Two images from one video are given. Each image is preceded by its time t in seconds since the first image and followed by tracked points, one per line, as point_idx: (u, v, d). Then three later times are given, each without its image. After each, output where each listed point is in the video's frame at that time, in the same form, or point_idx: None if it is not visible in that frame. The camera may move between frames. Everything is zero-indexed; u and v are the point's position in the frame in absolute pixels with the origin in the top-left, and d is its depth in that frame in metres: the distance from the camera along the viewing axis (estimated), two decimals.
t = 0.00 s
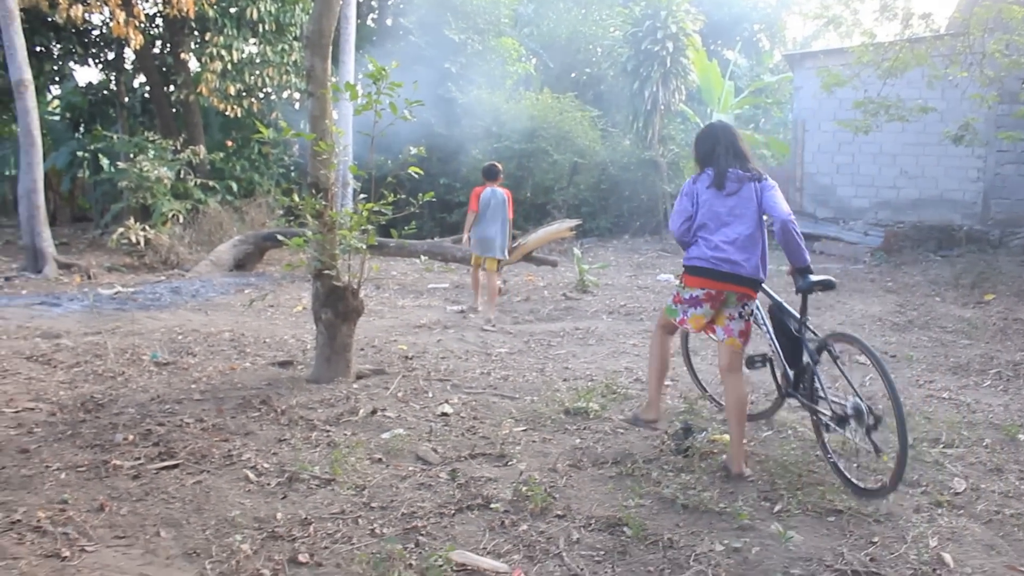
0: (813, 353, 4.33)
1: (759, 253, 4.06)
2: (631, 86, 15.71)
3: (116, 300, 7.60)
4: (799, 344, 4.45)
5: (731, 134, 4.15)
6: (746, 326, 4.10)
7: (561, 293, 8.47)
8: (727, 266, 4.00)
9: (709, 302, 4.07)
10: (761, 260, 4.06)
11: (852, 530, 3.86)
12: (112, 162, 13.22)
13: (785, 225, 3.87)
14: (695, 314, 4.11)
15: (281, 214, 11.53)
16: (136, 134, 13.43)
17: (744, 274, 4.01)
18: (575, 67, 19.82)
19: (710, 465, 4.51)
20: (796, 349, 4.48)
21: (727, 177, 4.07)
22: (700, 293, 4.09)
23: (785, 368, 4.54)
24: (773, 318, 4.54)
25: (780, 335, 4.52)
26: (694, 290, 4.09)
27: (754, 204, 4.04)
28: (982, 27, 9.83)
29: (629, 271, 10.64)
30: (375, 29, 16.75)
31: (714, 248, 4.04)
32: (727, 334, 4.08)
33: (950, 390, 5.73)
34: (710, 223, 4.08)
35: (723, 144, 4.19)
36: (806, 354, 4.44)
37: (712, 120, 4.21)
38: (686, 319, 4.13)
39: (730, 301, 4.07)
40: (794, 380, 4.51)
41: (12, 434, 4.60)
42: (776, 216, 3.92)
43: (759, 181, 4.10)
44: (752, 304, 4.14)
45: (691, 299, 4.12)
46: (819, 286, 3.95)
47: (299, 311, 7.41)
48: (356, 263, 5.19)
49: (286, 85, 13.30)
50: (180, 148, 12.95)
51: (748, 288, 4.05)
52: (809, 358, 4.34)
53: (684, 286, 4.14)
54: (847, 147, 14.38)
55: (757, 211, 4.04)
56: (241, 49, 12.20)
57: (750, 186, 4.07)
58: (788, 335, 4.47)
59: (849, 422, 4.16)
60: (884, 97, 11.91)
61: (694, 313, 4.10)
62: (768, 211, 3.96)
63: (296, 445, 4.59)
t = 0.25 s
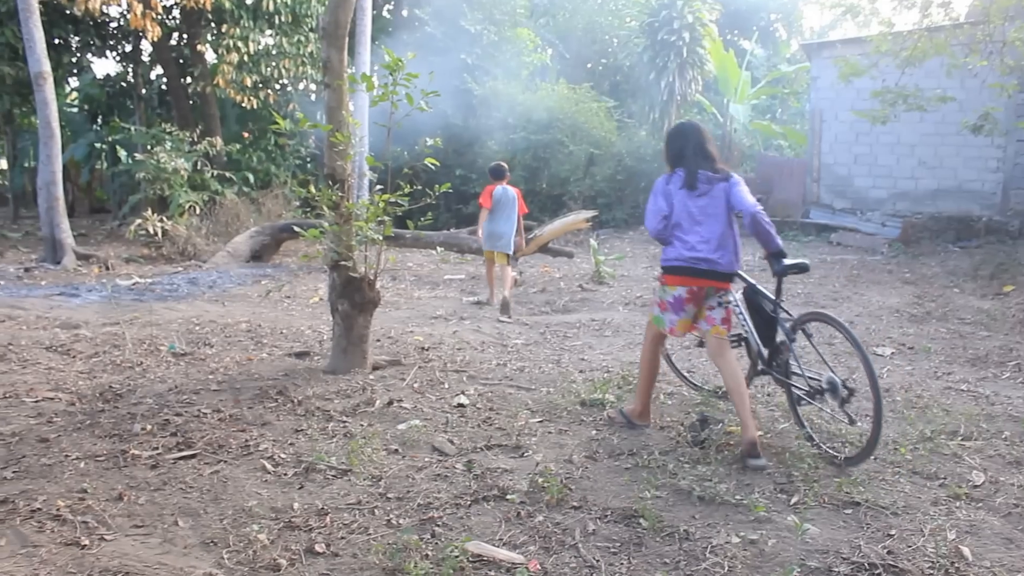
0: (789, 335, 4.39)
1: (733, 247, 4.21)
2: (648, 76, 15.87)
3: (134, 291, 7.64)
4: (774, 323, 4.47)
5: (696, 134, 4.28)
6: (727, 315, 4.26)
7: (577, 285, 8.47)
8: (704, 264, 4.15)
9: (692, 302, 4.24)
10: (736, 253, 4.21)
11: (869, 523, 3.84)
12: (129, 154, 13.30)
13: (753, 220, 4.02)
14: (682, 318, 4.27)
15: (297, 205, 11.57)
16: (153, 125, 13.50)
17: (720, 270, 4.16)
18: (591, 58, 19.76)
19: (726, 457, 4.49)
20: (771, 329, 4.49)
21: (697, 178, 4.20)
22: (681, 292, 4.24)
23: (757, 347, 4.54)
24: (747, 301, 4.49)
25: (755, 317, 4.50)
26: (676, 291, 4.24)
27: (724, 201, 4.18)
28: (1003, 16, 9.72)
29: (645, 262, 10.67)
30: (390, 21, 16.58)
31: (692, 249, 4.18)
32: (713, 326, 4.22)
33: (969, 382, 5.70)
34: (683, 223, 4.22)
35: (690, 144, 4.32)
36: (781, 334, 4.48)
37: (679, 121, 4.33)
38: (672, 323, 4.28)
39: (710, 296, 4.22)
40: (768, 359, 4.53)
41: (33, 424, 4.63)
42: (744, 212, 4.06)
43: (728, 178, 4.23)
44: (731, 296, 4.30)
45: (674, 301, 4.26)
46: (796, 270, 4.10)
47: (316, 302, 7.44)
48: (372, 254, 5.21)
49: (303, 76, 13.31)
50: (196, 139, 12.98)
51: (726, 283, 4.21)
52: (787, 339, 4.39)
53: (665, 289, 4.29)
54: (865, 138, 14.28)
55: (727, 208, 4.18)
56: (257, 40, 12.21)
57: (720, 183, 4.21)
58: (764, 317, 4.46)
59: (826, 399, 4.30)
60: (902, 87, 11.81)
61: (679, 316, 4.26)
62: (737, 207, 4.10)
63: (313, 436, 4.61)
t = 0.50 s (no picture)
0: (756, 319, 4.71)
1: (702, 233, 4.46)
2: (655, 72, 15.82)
3: (143, 289, 7.66)
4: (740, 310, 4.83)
5: (667, 124, 4.46)
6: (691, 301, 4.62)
7: (586, 281, 8.47)
8: (680, 249, 4.37)
9: (667, 284, 4.44)
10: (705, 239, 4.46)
11: (878, 519, 3.84)
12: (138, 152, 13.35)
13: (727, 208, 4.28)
14: (656, 299, 4.45)
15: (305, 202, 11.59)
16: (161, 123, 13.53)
17: (694, 253, 4.40)
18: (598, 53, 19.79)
19: (735, 453, 4.49)
20: (736, 315, 4.89)
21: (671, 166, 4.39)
22: (656, 274, 4.43)
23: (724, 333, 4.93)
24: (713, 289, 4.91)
25: (721, 304, 4.90)
26: (652, 274, 4.42)
27: (696, 188, 4.40)
28: (1012, 9, 9.67)
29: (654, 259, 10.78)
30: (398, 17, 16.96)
31: (668, 234, 4.36)
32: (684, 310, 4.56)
33: (978, 377, 5.68)
34: (658, 209, 4.40)
35: (661, 133, 4.49)
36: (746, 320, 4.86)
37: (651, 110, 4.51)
38: (649, 306, 4.45)
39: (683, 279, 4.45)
40: (735, 344, 4.90)
41: (42, 421, 4.65)
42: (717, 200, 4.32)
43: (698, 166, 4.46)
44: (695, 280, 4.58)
45: (650, 284, 4.44)
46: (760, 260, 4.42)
47: (324, 299, 7.46)
48: (380, 250, 5.22)
49: (310, 73, 13.35)
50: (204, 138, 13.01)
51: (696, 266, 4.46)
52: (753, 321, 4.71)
53: (641, 272, 4.46)
54: (873, 133, 14.24)
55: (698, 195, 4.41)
56: (265, 37, 12.25)
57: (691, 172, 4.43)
58: (729, 303, 4.87)
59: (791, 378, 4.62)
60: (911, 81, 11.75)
61: (655, 298, 4.44)
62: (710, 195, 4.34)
63: (322, 432, 4.62)
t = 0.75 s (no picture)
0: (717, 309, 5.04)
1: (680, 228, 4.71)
2: (665, 71, 15.78)
3: (154, 289, 7.69)
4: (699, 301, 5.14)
5: (647, 124, 4.67)
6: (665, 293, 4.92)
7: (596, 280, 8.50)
8: (665, 244, 4.58)
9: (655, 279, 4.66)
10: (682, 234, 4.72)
11: (891, 518, 3.82)
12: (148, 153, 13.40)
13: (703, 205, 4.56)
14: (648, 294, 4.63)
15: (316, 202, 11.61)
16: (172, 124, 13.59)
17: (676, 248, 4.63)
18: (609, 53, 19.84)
19: (747, 452, 4.47)
20: (695, 307, 5.20)
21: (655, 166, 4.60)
22: (644, 270, 4.61)
23: (685, 325, 5.26)
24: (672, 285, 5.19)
25: (681, 298, 5.20)
26: (643, 271, 4.61)
27: (676, 186, 4.64)
28: None
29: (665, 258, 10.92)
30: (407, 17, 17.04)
31: (657, 232, 4.57)
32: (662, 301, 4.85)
33: (991, 376, 5.65)
34: (643, 206, 4.59)
35: (640, 132, 4.69)
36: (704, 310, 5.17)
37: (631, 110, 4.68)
38: (642, 301, 4.64)
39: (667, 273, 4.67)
40: (696, 335, 5.24)
41: (56, 421, 4.67)
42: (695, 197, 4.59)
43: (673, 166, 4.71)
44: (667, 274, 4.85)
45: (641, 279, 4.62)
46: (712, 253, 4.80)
47: (335, 298, 7.48)
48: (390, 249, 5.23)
49: (320, 73, 13.40)
50: (215, 139, 13.05)
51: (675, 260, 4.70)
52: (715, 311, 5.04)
53: (630, 269, 4.61)
54: (884, 131, 14.17)
55: (677, 193, 4.65)
56: (274, 38, 12.30)
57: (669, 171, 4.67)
58: (688, 297, 5.16)
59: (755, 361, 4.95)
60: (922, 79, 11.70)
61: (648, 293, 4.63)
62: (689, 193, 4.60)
63: (333, 432, 4.62)
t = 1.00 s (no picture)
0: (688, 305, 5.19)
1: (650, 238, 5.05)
2: (673, 74, 15.73)
3: (164, 292, 7.71)
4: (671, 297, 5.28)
5: (621, 142, 5.06)
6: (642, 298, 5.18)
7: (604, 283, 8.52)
8: (635, 252, 4.92)
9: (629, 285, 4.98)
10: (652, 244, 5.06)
11: (902, 522, 3.80)
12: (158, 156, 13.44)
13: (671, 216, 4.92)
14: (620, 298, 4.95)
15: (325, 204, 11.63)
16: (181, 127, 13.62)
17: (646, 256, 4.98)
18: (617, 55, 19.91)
19: (757, 455, 4.45)
20: (666, 303, 5.31)
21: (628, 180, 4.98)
22: (616, 276, 4.94)
23: (656, 322, 5.36)
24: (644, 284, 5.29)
25: (653, 296, 5.30)
26: (616, 277, 4.94)
27: (647, 199, 5.01)
28: None
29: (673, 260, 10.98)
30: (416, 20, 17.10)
31: (629, 240, 4.91)
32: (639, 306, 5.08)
33: (1003, 379, 5.62)
34: (615, 216, 4.95)
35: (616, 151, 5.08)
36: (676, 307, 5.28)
37: (607, 129, 5.08)
38: (617, 304, 4.95)
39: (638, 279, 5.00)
40: (667, 330, 5.34)
41: (66, 424, 4.68)
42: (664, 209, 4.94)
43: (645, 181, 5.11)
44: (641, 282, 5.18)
45: (615, 285, 4.95)
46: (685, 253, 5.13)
47: (344, 301, 7.49)
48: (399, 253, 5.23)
49: (328, 77, 13.43)
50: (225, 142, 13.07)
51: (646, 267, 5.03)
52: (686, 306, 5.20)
53: (602, 275, 4.95)
54: (893, 132, 14.13)
55: (648, 205, 5.01)
56: (283, 42, 12.34)
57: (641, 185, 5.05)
58: (660, 294, 5.28)
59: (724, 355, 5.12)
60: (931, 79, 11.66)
61: (623, 297, 4.94)
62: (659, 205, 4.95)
63: (343, 435, 4.62)
